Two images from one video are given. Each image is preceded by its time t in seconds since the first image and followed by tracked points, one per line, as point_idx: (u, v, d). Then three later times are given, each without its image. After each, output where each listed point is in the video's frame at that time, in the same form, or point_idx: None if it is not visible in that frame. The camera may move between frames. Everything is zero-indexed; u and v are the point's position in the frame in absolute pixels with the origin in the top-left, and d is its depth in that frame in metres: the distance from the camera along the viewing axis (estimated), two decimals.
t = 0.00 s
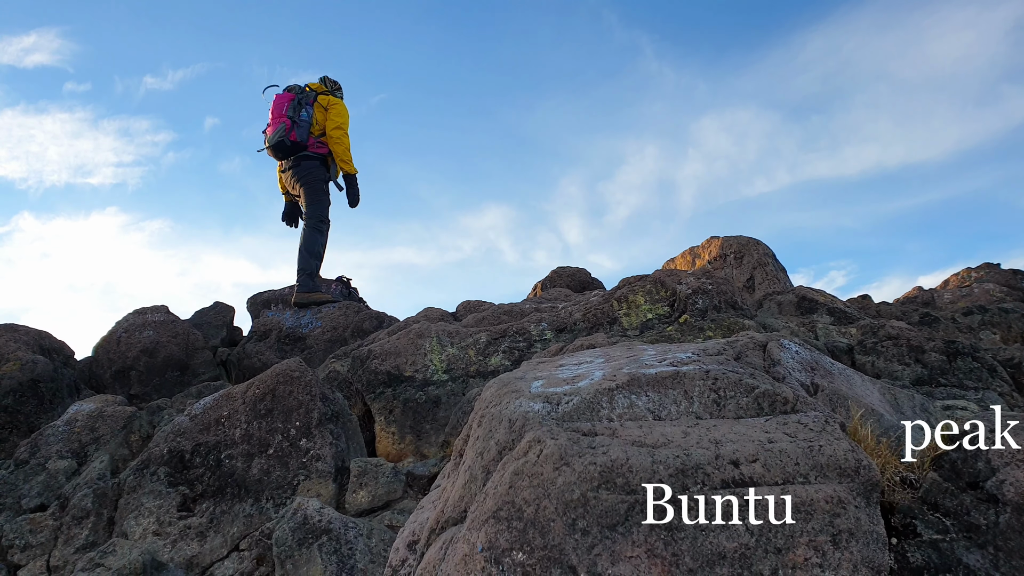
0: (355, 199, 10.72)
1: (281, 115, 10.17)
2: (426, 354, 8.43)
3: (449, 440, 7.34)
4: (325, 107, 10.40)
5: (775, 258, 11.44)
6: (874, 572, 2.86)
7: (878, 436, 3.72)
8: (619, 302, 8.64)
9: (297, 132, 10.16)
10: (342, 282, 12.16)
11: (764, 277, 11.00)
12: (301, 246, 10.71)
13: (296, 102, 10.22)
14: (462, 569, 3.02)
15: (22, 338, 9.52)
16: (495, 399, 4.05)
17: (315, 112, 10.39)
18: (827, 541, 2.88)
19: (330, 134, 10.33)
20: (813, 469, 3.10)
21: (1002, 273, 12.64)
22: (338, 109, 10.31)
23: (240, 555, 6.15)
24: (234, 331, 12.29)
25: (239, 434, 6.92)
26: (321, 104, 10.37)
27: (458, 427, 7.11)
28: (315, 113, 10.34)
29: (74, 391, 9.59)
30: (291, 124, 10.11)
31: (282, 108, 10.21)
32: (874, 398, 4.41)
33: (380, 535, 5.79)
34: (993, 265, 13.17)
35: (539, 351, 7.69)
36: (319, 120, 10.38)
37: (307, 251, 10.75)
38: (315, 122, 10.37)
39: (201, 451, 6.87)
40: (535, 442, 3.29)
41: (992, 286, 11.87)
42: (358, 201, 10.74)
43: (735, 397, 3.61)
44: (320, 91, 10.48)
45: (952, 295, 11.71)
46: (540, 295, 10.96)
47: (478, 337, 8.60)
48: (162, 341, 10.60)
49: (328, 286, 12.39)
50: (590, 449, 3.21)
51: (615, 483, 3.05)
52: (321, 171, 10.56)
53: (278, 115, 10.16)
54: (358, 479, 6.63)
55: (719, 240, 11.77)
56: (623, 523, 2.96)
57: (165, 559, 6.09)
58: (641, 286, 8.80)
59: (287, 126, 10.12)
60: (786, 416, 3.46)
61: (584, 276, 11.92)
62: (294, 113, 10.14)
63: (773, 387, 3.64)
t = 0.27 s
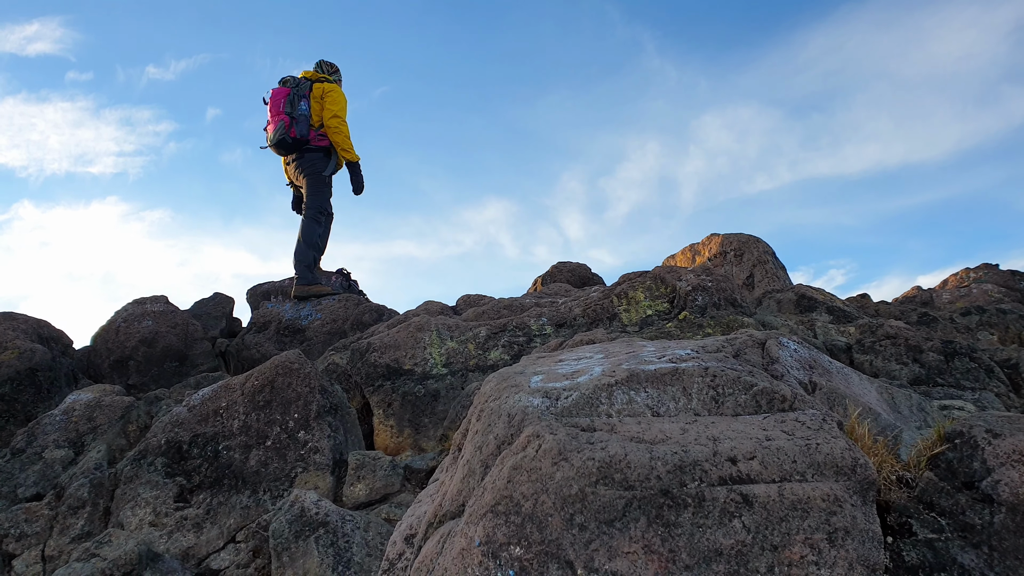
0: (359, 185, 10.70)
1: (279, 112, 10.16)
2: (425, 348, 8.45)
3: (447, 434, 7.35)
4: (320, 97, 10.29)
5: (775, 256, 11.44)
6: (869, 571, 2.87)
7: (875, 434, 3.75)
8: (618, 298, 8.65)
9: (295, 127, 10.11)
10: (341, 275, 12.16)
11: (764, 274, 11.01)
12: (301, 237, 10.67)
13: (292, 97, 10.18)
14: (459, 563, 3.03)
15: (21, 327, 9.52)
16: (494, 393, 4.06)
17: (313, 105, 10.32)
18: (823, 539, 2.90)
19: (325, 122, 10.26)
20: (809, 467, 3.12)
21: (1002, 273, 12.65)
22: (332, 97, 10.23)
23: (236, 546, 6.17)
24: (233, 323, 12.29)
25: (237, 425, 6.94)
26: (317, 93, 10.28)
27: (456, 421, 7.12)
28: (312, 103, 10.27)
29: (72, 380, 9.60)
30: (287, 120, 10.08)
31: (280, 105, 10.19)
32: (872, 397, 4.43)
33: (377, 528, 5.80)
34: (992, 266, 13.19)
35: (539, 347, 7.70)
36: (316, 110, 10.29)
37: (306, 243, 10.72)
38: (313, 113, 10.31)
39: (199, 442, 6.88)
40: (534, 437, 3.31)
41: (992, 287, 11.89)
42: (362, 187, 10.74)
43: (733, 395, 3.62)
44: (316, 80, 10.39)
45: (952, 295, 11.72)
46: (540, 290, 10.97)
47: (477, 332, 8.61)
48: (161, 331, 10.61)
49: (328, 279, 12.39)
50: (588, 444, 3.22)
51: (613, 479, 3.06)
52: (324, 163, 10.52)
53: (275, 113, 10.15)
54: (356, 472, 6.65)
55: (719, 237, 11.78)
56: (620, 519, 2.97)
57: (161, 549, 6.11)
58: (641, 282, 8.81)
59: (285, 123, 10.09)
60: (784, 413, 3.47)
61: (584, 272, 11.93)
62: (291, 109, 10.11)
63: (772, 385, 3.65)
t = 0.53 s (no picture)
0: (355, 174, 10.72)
1: (272, 114, 10.16)
2: (423, 346, 8.45)
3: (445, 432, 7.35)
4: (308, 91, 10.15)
5: (773, 255, 11.45)
6: (865, 569, 2.87)
7: (871, 432, 3.75)
8: (616, 296, 8.65)
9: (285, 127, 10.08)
10: (339, 273, 12.16)
11: (762, 273, 11.02)
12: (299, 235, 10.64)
13: (283, 97, 10.14)
14: (456, 562, 3.03)
15: (19, 326, 9.51)
16: (491, 392, 4.05)
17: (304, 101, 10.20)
18: (819, 537, 2.90)
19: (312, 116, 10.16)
20: (806, 466, 3.12)
21: (1000, 272, 12.67)
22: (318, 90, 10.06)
23: (234, 545, 6.17)
24: (231, 322, 12.29)
25: (234, 424, 6.94)
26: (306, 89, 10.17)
27: (454, 420, 7.13)
28: (302, 98, 10.15)
29: (70, 379, 9.60)
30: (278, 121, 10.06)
31: (271, 106, 10.18)
32: (869, 395, 4.43)
33: (375, 527, 5.80)
34: (990, 264, 13.20)
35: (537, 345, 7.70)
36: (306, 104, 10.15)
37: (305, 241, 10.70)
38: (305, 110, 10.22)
39: (197, 441, 6.88)
40: (530, 436, 3.31)
41: (990, 285, 11.91)
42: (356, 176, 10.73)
43: (730, 394, 3.63)
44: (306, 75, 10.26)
45: (950, 293, 11.73)
46: (538, 288, 10.97)
47: (475, 330, 8.61)
48: (159, 330, 10.60)
49: (326, 278, 12.38)
50: (584, 443, 3.22)
51: (609, 478, 3.06)
52: (322, 160, 10.48)
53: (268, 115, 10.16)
54: (354, 471, 6.65)
55: (717, 235, 11.79)
56: (616, 518, 2.97)
57: (159, 548, 6.11)
58: (638, 281, 8.82)
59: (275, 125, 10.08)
60: (780, 412, 3.48)
61: (582, 270, 11.93)
62: (282, 110, 10.08)
63: (768, 384, 3.65)
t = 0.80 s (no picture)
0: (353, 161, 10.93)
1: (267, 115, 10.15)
2: (423, 345, 8.44)
3: (445, 431, 7.35)
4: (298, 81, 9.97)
5: (774, 253, 11.44)
6: (866, 569, 2.87)
7: (871, 431, 3.75)
8: (617, 294, 8.64)
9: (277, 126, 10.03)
10: (340, 271, 12.14)
11: (763, 271, 11.01)
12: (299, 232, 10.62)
13: (274, 97, 10.10)
14: (455, 561, 3.03)
15: (19, 323, 9.50)
16: (490, 391, 4.05)
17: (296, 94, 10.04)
18: (819, 537, 2.90)
19: (294, 106, 9.89)
20: (806, 465, 3.11)
21: (1001, 270, 12.65)
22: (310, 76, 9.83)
23: (234, 543, 6.17)
24: (231, 319, 12.28)
25: (234, 422, 6.93)
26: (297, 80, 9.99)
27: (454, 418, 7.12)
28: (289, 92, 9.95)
29: (70, 376, 9.59)
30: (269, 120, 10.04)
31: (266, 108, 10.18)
32: (869, 394, 4.42)
33: (375, 525, 5.80)
34: (991, 262, 13.18)
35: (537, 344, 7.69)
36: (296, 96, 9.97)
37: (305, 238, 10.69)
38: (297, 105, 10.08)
39: (197, 439, 6.88)
40: (530, 435, 3.30)
41: (990, 283, 11.90)
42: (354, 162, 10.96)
43: (730, 392, 3.62)
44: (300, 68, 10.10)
45: (951, 292, 11.72)
46: (538, 287, 10.96)
47: (475, 328, 8.60)
48: (160, 328, 10.60)
49: (326, 275, 12.37)
50: (584, 442, 3.22)
51: (608, 477, 3.05)
52: (322, 157, 10.44)
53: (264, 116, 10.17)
54: (354, 469, 6.64)
55: (718, 233, 11.77)
56: (616, 517, 2.96)
57: (159, 546, 6.10)
58: (639, 279, 8.81)
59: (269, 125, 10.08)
60: (780, 411, 3.47)
61: (582, 268, 11.92)
62: (274, 110, 10.05)
63: (768, 383, 3.64)
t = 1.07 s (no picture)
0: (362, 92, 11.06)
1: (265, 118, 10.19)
2: (425, 346, 8.44)
3: (446, 432, 7.34)
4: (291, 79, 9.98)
5: (775, 253, 11.42)
6: (866, 571, 2.86)
7: (872, 432, 3.74)
8: (618, 295, 8.64)
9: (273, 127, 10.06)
10: (341, 273, 12.14)
11: (764, 271, 10.99)
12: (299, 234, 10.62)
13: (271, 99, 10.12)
14: (455, 563, 3.02)
15: (21, 326, 9.52)
16: (491, 392, 4.04)
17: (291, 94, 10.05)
18: (820, 538, 2.89)
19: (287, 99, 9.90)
20: (806, 466, 3.10)
21: (1003, 270, 12.63)
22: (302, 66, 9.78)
23: (236, 545, 6.17)
24: (233, 321, 12.29)
25: (236, 424, 6.93)
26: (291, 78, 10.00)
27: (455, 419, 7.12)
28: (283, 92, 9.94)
29: (72, 379, 9.60)
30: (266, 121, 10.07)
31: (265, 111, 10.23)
32: (870, 395, 4.41)
33: (376, 527, 5.79)
34: (994, 262, 13.15)
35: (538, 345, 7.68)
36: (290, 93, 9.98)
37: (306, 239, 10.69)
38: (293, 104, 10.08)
39: (198, 441, 6.88)
40: (530, 436, 3.30)
41: (993, 283, 11.87)
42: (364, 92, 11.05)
43: (730, 394, 3.61)
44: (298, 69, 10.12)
45: (953, 291, 11.70)
46: (540, 288, 10.96)
47: (476, 329, 8.60)
48: (161, 330, 10.61)
49: (327, 277, 12.37)
50: (583, 443, 3.21)
51: (608, 478, 3.04)
52: (320, 158, 10.44)
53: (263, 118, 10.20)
54: (355, 471, 6.64)
55: (719, 234, 11.76)
56: (616, 518, 2.96)
57: (161, 548, 6.10)
58: (640, 279, 8.80)
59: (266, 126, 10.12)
60: (781, 412, 3.46)
61: (584, 269, 11.92)
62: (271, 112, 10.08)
63: (768, 383, 3.63)
